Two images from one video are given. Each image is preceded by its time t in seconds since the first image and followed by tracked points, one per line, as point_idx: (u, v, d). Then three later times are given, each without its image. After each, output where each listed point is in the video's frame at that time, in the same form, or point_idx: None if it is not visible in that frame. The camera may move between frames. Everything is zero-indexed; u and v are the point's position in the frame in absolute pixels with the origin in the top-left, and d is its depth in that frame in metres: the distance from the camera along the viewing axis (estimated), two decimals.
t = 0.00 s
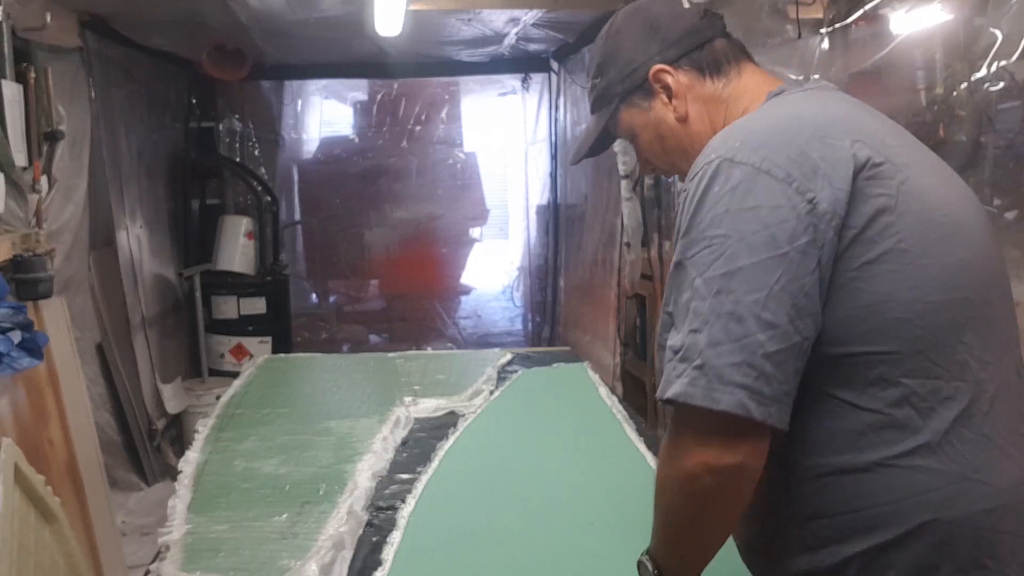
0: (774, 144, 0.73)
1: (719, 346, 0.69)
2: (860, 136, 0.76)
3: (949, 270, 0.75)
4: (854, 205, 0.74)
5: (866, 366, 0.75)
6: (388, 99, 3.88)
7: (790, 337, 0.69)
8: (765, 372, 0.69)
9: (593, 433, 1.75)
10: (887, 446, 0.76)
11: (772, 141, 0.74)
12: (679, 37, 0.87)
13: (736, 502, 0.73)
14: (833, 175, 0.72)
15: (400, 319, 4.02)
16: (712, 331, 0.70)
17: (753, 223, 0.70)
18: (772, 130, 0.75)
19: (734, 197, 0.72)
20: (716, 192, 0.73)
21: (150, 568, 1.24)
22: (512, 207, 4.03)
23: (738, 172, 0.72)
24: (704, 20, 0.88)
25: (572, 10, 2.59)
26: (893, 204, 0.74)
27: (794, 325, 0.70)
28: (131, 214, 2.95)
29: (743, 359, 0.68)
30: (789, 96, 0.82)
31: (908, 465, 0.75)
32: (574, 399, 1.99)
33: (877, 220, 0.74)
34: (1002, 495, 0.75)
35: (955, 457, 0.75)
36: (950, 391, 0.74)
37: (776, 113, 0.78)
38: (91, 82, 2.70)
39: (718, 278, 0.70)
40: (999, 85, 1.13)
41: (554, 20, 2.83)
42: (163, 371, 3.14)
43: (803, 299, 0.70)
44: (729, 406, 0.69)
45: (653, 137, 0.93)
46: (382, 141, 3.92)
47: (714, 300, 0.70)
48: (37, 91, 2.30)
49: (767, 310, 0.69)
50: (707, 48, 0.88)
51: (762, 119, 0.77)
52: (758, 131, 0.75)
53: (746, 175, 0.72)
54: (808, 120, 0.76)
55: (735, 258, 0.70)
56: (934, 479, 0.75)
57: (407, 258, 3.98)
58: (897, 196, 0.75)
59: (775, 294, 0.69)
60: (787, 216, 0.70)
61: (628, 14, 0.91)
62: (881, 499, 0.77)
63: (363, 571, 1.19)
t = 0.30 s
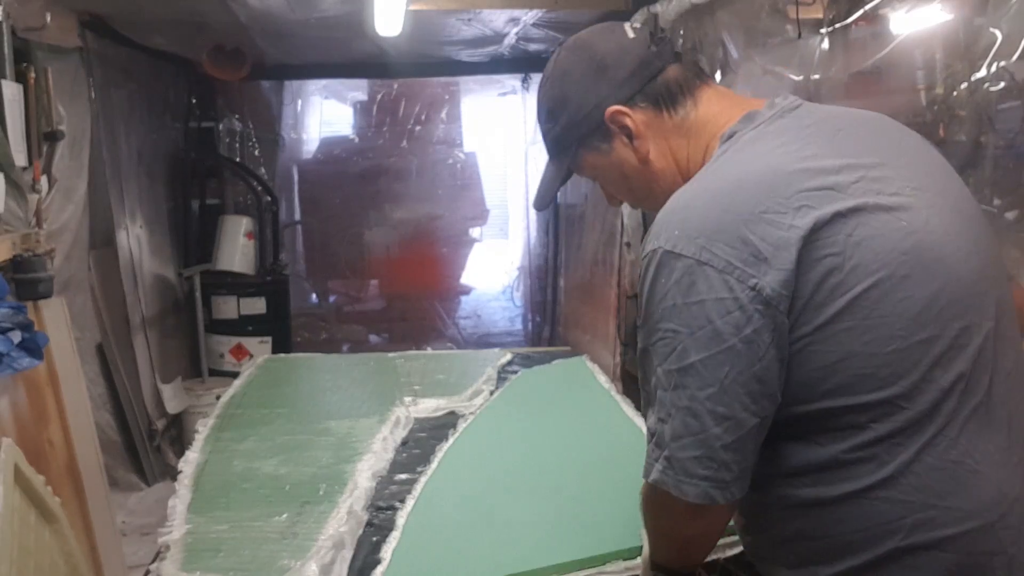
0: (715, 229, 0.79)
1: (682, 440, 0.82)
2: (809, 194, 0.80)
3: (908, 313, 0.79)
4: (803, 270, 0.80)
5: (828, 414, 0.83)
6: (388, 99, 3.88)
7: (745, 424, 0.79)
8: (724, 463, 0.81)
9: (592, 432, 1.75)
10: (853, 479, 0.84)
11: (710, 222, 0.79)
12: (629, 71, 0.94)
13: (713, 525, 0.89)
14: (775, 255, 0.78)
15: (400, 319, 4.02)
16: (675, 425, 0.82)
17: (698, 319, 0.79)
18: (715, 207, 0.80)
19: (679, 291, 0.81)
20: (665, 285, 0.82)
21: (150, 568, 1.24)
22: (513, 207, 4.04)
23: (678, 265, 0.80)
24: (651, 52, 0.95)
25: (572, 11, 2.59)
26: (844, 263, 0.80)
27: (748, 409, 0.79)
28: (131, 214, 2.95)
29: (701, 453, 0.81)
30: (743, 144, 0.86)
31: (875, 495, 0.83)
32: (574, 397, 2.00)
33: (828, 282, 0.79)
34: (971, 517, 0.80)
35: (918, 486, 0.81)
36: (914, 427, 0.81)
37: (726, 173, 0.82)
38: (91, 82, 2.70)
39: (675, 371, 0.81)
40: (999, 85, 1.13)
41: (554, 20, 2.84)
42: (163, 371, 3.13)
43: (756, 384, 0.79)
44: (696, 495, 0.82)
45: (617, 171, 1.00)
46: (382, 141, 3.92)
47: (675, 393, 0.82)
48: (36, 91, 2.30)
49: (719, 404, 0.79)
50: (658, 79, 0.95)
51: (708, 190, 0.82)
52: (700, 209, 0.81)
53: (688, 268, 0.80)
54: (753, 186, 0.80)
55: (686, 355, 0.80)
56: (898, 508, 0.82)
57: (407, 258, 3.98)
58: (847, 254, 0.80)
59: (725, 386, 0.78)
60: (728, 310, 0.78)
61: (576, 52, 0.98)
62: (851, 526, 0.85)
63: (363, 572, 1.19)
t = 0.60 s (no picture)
0: (704, 255, 0.81)
1: (676, 464, 0.85)
2: (794, 215, 0.82)
3: (895, 329, 0.81)
4: (791, 291, 0.82)
5: (817, 426, 0.86)
6: (388, 99, 3.87)
7: (740, 445, 0.82)
8: (720, 484, 0.83)
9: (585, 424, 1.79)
10: (843, 488, 0.87)
11: (699, 251, 0.82)
12: (609, 100, 0.95)
13: (715, 548, 0.89)
14: (762, 279, 0.80)
15: (399, 319, 4.02)
16: (669, 449, 0.85)
17: (689, 344, 0.82)
18: (703, 232, 0.82)
19: (670, 317, 0.83)
20: (656, 311, 0.84)
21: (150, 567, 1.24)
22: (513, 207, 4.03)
23: (669, 292, 0.83)
24: (630, 77, 0.96)
25: (573, 10, 2.59)
26: (831, 282, 0.82)
27: (742, 431, 0.82)
28: (130, 214, 2.94)
29: (697, 476, 0.84)
30: (729, 161, 0.88)
31: (864, 505, 0.86)
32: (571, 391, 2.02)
33: (816, 301, 0.82)
34: (957, 525, 0.83)
35: (905, 495, 0.84)
36: (902, 440, 0.83)
37: (713, 195, 0.84)
38: (90, 82, 2.70)
39: (668, 396, 0.84)
40: (999, 85, 1.13)
41: (554, 19, 2.83)
42: (163, 371, 3.13)
43: (750, 406, 0.81)
44: (694, 518, 0.85)
45: (608, 194, 1.02)
46: (381, 141, 3.91)
47: (669, 418, 0.85)
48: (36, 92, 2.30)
49: (713, 427, 0.82)
50: (638, 105, 0.96)
51: (695, 214, 0.84)
52: (689, 236, 0.83)
53: (678, 294, 0.82)
54: (741, 211, 0.82)
55: (678, 381, 0.83)
56: (886, 515, 0.85)
57: (407, 258, 3.98)
58: (834, 274, 0.81)
59: (719, 410, 0.81)
60: (719, 334, 0.80)
61: (556, 84, 1.00)
62: (842, 533, 0.88)
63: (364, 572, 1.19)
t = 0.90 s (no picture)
0: (717, 262, 0.76)
1: (692, 472, 0.78)
2: (804, 225, 0.77)
3: (906, 338, 0.76)
4: (803, 302, 0.76)
5: (825, 433, 0.80)
6: (388, 101, 3.90)
7: (756, 452, 0.76)
8: (737, 490, 0.77)
9: (573, 395, 1.71)
10: (844, 493, 0.82)
11: (712, 259, 0.76)
12: (614, 114, 0.95)
13: (743, 547, 0.84)
14: (777, 289, 0.75)
15: (400, 319, 4.04)
16: (684, 457, 0.78)
17: (704, 355, 0.75)
18: (716, 242, 0.77)
19: (684, 328, 0.77)
20: (668, 321, 0.78)
21: (153, 566, 1.26)
22: (513, 208, 4.05)
23: (683, 301, 0.77)
24: (633, 90, 0.96)
25: (572, 13, 2.61)
26: (843, 294, 0.76)
27: (759, 438, 0.75)
28: (133, 214, 2.96)
29: (713, 483, 0.77)
30: (737, 170, 0.84)
31: (867, 508, 0.80)
32: (564, 370, 1.93)
33: (828, 314, 0.76)
34: (960, 527, 0.78)
35: (907, 499, 0.78)
36: (907, 444, 0.78)
37: (722, 205, 0.79)
38: (93, 84, 2.71)
39: (682, 407, 0.77)
40: (995, 86, 1.14)
41: (554, 22, 2.86)
42: (165, 371, 3.15)
43: (766, 415, 0.75)
44: (712, 523, 0.78)
45: (617, 207, 1.03)
46: (382, 142, 3.93)
47: (682, 427, 0.78)
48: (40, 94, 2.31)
49: (730, 435, 0.75)
50: (642, 117, 0.96)
51: (706, 223, 0.79)
52: (700, 246, 0.77)
53: (693, 304, 0.76)
54: (754, 217, 0.77)
55: (694, 392, 0.76)
56: (887, 519, 0.80)
57: (407, 258, 3.99)
58: (845, 285, 0.76)
59: (735, 419, 0.75)
60: (735, 344, 0.74)
61: (559, 97, 1.00)
62: (842, 538, 0.83)
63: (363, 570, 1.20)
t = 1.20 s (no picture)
0: (732, 265, 0.75)
1: (702, 474, 0.78)
2: (820, 229, 0.76)
3: (918, 345, 0.76)
4: (818, 309, 0.76)
5: (835, 435, 0.80)
6: (388, 101, 3.90)
7: (766, 455, 0.76)
8: (745, 492, 0.77)
9: (575, 395, 1.69)
10: (850, 495, 0.81)
11: (728, 262, 0.75)
12: (626, 110, 0.94)
13: (751, 546, 0.84)
14: (793, 295, 0.74)
15: (400, 319, 4.04)
16: (694, 460, 0.78)
17: (717, 359, 0.75)
18: (732, 246, 0.76)
19: (697, 331, 0.76)
20: (681, 324, 0.77)
21: (153, 566, 1.26)
22: (513, 208, 4.05)
23: (697, 304, 0.76)
24: (648, 86, 0.95)
25: (572, 13, 2.61)
26: (857, 300, 0.76)
27: (768, 441, 0.75)
28: (133, 214, 2.96)
29: (722, 485, 0.77)
30: (753, 171, 0.83)
31: (873, 511, 0.80)
32: (566, 370, 1.91)
33: (842, 320, 0.76)
34: (962, 531, 0.78)
35: (912, 503, 0.79)
36: (914, 449, 0.78)
37: (737, 207, 0.78)
38: (93, 83, 2.71)
39: (693, 409, 0.77)
40: (995, 86, 1.14)
41: (554, 22, 2.85)
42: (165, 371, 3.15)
43: (777, 419, 0.75)
44: (720, 525, 0.78)
45: (629, 203, 1.02)
46: (382, 141, 3.93)
47: (692, 429, 0.77)
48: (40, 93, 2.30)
49: (741, 439, 0.75)
50: (656, 113, 0.94)
51: (722, 225, 0.78)
52: (715, 249, 0.77)
53: (707, 308, 0.75)
54: (770, 221, 0.76)
55: (706, 395, 0.76)
56: (890, 522, 0.80)
57: (407, 258, 3.99)
58: (859, 292, 0.76)
59: (747, 423, 0.75)
60: (749, 350, 0.74)
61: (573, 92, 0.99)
62: (844, 538, 0.83)
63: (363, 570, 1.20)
